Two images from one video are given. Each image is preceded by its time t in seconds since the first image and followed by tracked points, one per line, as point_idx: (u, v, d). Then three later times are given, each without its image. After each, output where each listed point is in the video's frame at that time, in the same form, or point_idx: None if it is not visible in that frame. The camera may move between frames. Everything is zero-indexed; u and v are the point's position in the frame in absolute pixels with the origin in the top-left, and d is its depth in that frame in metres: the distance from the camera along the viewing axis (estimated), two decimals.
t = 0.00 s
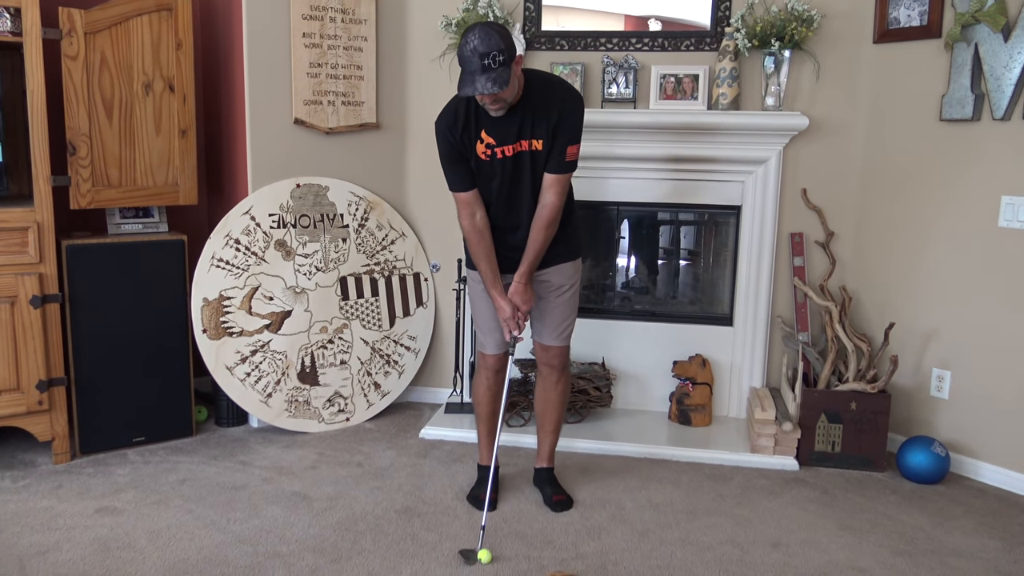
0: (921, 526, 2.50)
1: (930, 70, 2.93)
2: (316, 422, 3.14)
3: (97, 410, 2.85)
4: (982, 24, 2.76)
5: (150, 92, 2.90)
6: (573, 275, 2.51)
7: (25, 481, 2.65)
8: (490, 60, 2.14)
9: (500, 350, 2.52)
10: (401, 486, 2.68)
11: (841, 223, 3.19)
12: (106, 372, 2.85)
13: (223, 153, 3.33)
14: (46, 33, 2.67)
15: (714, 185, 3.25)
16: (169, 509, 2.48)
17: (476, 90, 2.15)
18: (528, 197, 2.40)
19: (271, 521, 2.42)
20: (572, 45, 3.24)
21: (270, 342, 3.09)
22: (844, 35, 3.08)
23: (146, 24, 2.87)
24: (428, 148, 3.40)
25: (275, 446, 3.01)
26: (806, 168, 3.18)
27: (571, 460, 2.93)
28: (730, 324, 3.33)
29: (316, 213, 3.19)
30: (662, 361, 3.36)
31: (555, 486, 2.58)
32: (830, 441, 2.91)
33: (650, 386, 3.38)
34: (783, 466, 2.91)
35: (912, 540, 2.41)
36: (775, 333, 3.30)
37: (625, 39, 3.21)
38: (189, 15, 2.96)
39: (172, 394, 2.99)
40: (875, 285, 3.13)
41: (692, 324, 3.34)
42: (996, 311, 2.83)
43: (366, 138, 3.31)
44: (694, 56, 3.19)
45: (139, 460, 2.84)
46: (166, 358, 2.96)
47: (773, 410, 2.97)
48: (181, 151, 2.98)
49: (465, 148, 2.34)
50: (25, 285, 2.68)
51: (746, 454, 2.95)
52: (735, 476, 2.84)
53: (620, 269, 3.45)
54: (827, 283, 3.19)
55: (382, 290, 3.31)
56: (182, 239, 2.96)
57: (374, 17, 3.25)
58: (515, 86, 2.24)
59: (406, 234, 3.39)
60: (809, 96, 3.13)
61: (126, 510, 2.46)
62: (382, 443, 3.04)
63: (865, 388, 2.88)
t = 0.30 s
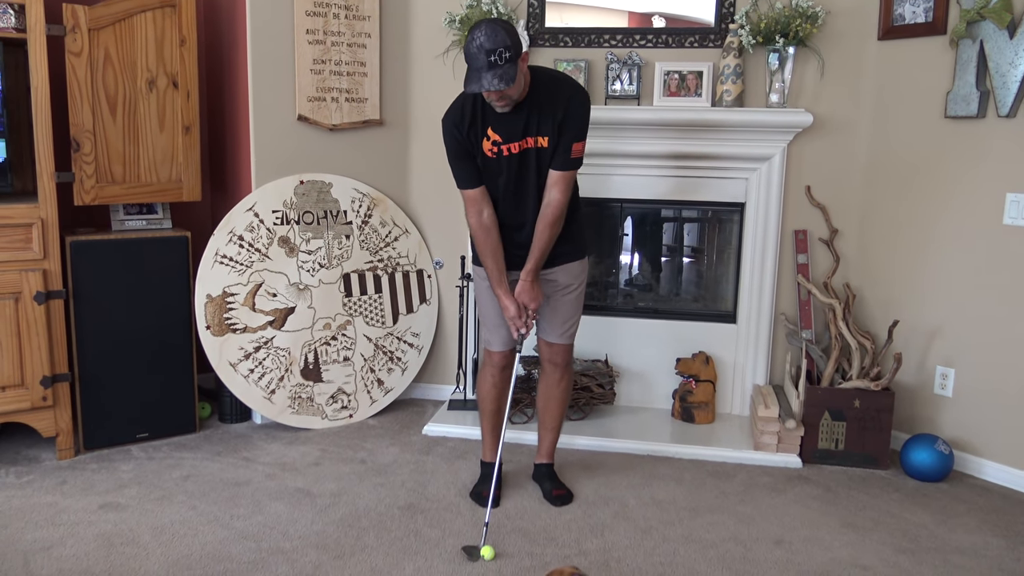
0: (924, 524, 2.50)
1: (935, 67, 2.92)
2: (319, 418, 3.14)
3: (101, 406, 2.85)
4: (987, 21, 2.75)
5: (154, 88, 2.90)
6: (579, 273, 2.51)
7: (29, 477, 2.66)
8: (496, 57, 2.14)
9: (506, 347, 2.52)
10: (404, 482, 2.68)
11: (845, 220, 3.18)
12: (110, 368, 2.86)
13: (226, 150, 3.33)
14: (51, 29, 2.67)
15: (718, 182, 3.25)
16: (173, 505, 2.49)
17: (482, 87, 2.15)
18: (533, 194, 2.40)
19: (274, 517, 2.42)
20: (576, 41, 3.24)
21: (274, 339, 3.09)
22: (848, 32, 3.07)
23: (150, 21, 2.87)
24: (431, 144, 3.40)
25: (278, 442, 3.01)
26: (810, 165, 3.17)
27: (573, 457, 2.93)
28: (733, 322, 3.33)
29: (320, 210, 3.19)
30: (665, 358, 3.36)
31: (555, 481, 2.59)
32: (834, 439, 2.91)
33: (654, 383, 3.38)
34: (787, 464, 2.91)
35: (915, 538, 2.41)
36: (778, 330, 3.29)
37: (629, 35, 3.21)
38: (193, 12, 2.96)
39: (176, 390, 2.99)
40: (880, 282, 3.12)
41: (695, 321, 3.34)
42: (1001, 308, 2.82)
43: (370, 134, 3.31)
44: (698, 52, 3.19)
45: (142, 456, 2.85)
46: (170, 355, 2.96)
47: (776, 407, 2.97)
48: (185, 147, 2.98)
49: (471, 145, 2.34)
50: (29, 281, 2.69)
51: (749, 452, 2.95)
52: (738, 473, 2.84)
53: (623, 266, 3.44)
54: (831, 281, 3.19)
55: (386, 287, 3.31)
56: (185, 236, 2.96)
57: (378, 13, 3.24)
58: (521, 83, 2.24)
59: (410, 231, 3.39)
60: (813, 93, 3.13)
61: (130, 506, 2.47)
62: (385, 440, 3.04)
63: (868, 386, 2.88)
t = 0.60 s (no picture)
0: (927, 518, 2.50)
1: (936, 61, 2.92)
2: (322, 415, 3.15)
3: (103, 403, 2.86)
4: (989, 15, 2.75)
5: (155, 86, 2.90)
6: (582, 268, 2.50)
7: (32, 475, 2.66)
8: (500, 48, 2.14)
9: (509, 341, 2.52)
10: (406, 479, 2.69)
11: (847, 215, 3.18)
12: (112, 366, 2.86)
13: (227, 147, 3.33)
14: (52, 28, 2.67)
15: (718, 177, 3.24)
16: (176, 502, 2.49)
17: (486, 78, 2.15)
18: (537, 185, 2.40)
19: (277, 514, 2.43)
20: (577, 37, 3.23)
21: (276, 336, 3.10)
22: (850, 26, 3.06)
23: (151, 18, 2.87)
24: (432, 140, 3.40)
25: (280, 439, 3.01)
26: (812, 159, 3.17)
27: (575, 453, 2.93)
28: (735, 317, 3.32)
29: (321, 207, 3.19)
30: (667, 354, 3.36)
31: (558, 477, 2.59)
32: (836, 433, 2.91)
33: (656, 379, 3.38)
34: (789, 459, 2.91)
35: (918, 532, 2.41)
36: (780, 325, 3.29)
37: (630, 31, 3.20)
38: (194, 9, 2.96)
39: (178, 388, 2.99)
40: (882, 277, 3.12)
41: (697, 316, 3.34)
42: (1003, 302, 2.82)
43: (371, 131, 3.31)
44: (699, 48, 3.18)
45: (145, 453, 2.85)
46: (172, 352, 2.96)
47: (778, 402, 2.97)
48: (186, 145, 2.98)
49: (475, 135, 2.35)
50: (32, 280, 2.69)
51: (751, 447, 2.95)
52: (740, 469, 2.84)
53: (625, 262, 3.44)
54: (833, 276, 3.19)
55: (387, 284, 3.31)
56: (187, 234, 2.96)
57: (379, 10, 3.24)
58: (525, 74, 2.25)
59: (411, 228, 3.39)
60: (814, 88, 3.12)
61: (133, 503, 2.47)
62: (387, 436, 3.04)
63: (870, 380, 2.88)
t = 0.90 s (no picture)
0: (928, 513, 2.50)
1: (937, 56, 2.91)
2: (323, 412, 3.15)
3: (105, 401, 2.86)
4: (989, 9, 2.74)
5: (154, 83, 2.90)
6: (575, 260, 2.50)
7: (34, 473, 2.67)
8: (493, 51, 2.14)
9: (503, 337, 2.53)
10: (408, 475, 2.69)
11: (848, 210, 3.17)
12: (113, 363, 2.86)
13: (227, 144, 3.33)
14: (51, 25, 2.67)
15: (719, 173, 3.24)
16: (177, 499, 2.49)
17: (480, 81, 2.15)
18: (531, 183, 2.40)
19: (279, 511, 2.43)
20: (576, 33, 3.23)
21: (276, 333, 3.10)
22: (850, 21, 3.06)
23: (150, 16, 2.87)
24: (432, 137, 3.40)
25: (282, 436, 3.02)
26: (812, 155, 3.16)
27: (576, 449, 2.93)
28: (736, 313, 3.32)
29: (322, 204, 3.19)
30: (668, 350, 3.36)
31: (557, 468, 2.61)
32: (837, 429, 2.91)
33: (657, 375, 3.38)
34: (790, 454, 2.91)
35: (919, 528, 2.41)
36: (781, 321, 3.28)
37: (630, 27, 3.20)
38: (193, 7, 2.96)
39: (180, 385, 3.00)
40: (884, 272, 3.11)
41: (698, 312, 3.34)
42: (1004, 297, 2.81)
43: (371, 128, 3.31)
44: (700, 43, 3.17)
45: (147, 451, 2.85)
46: (173, 350, 2.97)
47: (779, 398, 2.97)
48: (186, 142, 2.98)
49: (469, 135, 2.34)
50: (33, 277, 2.69)
51: (752, 442, 2.95)
52: (741, 464, 2.84)
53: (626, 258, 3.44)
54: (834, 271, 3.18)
55: (388, 281, 3.31)
56: (188, 231, 2.97)
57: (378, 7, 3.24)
58: (519, 74, 2.24)
59: (412, 225, 3.39)
60: (814, 84, 3.12)
61: (135, 501, 2.48)
62: (388, 433, 3.05)
63: (871, 376, 2.87)
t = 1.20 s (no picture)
0: (930, 513, 2.49)
1: (941, 54, 2.90)
2: (324, 409, 3.15)
3: (106, 397, 2.86)
4: (993, 7, 2.73)
5: (156, 79, 2.89)
6: (582, 262, 2.50)
7: (34, 469, 2.67)
8: (500, 52, 2.13)
9: (511, 335, 2.52)
10: (409, 473, 2.69)
11: (850, 208, 3.16)
12: (114, 360, 2.86)
13: (228, 141, 3.33)
14: (52, 21, 2.66)
15: (720, 171, 3.24)
16: (178, 496, 2.49)
17: (486, 82, 2.15)
18: (539, 182, 2.40)
19: (279, 508, 2.43)
20: (579, 30, 3.22)
21: (277, 330, 3.09)
22: (853, 19, 3.05)
23: (152, 11, 2.86)
24: (433, 134, 3.39)
25: (283, 433, 3.02)
26: (815, 152, 3.15)
27: (577, 447, 2.93)
28: (737, 311, 3.32)
29: (323, 201, 3.19)
30: (669, 348, 3.36)
31: (558, 469, 2.60)
32: (839, 428, 2.90)
33: (658, 373, 3.37)
34: (791, 453, 2.90)
35: (920, 527, 2.41)
36: (783, 320, 3.28)
37: (632, 24, 3.19)
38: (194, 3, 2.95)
39: (181, 382, 3.00)
40: (886, 271, 3.10)
41: (700, 311, 3.34)
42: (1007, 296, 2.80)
43: (372, 125, 3.30)
44: (702, 41, 3.17)
45: (147, 447, 2.85)
46: (174, 347, 2.96)
47: (781, 397, 2.97)
48: (187, 139, 2.98)
49: (476, 135, 2.33)
50: (33, 274, 2.68)
51: (753, 441, 2.94)
52: (742, 463, 2.84)
53: (627, 256, 3.44)
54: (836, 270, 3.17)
55: (389, 278, 3.31)
56: (188, 227, 2.96)
57: (380, 4, 3.23)
58: (525, 73, 2.23)
59: (413, 222, 3.38)
60: (817, 81, 3.11)
61: (136, 497, 2.48)
62: (389, 431, 3.04)
63: (873, 374, 2.86)
